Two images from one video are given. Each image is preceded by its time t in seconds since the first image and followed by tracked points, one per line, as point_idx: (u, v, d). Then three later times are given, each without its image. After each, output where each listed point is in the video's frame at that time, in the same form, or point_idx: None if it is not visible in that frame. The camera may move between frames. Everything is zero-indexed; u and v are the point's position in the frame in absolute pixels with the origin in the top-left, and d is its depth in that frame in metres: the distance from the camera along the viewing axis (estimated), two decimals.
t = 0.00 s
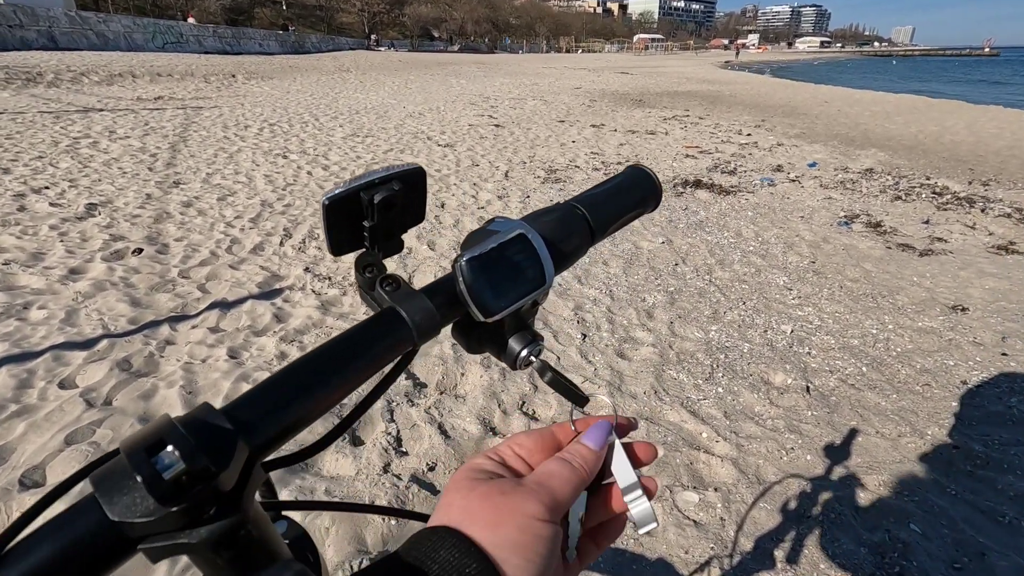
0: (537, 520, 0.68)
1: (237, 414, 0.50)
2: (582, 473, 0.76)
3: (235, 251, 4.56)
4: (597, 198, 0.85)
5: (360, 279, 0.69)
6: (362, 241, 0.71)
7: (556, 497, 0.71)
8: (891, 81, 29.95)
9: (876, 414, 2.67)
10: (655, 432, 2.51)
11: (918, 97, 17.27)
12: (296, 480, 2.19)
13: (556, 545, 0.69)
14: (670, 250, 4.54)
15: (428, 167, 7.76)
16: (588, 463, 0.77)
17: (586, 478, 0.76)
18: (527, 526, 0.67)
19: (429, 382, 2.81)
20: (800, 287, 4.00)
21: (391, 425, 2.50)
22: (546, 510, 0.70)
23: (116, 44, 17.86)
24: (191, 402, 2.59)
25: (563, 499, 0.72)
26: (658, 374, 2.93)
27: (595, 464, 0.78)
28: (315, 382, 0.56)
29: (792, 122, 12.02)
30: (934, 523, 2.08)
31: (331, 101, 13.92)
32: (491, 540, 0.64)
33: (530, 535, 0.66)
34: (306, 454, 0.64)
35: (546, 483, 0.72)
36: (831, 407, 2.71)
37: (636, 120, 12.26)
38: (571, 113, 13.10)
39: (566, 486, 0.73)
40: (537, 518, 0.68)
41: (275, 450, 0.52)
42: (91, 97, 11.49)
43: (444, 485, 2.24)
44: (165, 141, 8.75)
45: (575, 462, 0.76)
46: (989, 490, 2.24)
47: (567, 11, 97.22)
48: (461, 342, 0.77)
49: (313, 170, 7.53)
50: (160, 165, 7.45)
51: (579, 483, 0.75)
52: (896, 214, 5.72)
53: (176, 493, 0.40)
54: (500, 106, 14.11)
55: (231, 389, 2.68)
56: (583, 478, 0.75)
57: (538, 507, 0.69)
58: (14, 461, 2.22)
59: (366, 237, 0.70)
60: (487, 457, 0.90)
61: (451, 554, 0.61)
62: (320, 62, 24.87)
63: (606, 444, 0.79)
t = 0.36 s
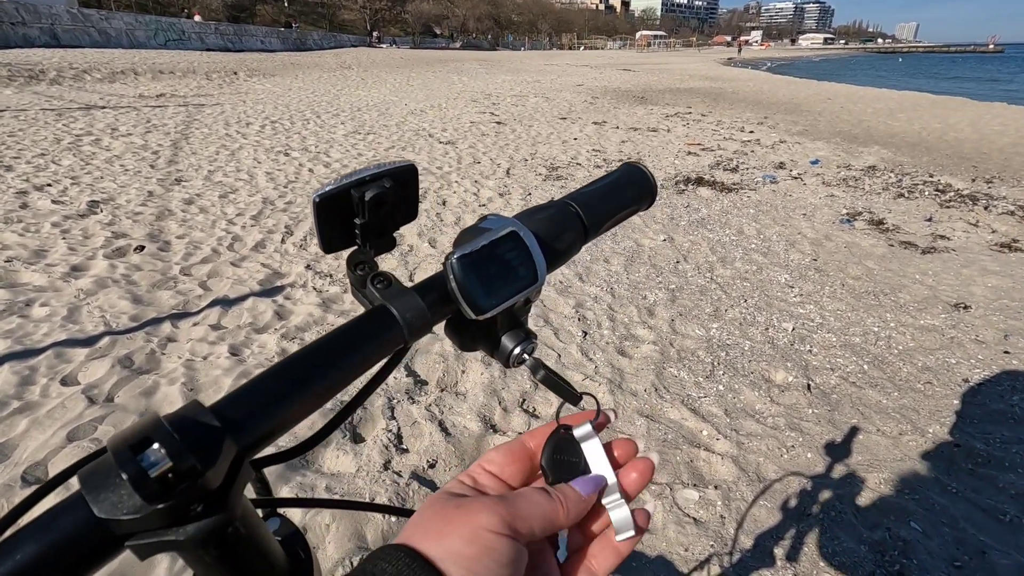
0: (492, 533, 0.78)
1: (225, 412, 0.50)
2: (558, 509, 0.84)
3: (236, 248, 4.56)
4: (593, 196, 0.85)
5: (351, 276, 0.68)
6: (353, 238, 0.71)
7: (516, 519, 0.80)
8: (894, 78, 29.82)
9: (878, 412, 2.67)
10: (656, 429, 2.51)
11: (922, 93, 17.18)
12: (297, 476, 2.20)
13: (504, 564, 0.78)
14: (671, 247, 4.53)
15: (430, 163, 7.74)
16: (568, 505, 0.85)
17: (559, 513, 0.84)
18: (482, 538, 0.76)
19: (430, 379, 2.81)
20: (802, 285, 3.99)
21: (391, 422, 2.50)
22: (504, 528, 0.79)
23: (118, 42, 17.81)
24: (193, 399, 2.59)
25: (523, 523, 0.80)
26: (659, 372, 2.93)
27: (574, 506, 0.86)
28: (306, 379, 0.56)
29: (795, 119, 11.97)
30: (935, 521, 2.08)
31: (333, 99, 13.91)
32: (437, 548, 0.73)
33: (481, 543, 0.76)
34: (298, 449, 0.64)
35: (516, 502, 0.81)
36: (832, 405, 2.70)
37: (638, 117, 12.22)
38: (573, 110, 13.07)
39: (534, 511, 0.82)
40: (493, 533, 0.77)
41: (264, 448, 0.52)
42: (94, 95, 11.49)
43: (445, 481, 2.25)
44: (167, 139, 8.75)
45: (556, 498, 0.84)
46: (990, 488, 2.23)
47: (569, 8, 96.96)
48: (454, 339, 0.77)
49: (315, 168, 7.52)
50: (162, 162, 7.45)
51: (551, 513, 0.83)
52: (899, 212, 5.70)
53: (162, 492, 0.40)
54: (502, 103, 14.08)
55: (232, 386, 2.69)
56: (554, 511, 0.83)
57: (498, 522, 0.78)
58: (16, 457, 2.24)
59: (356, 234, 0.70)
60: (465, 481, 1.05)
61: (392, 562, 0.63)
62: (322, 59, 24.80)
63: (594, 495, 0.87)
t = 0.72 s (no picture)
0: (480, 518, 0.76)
1: (225, 413, 0.50)
2: (542, 482, 0.84)
3: (238, 246, 4.56)
4: (595, 194, 0.84)
5: (351, 276, 0.68)
6: (353, 237, 0.71)
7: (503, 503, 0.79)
8: (897, 75, 29.70)
9: (880, 411, 2.66)
10: (656, 428, 2.50)
11: (925, 90, 17.11)
12: (299, 473, 2.20)
13: (496, 548, 0.76)
14: (673, 245, 4.52)
15: (431, 161, 7.72)
16: (552, 472, 0.85)
17: (544, 484, 0.84)
18: (469, 521, 0.74)
19: (431, 377, 2.81)
20: (804, 283, 3.98)
21: (393, 420, 2.51)
22: (491, 512, 0.78)
23: (120, 39, 17.81)
24: (194, 397, 2.60)
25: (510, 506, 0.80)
26: (660, 370, 2.92)
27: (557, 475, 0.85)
28: (306, 380, 0.56)
29: (797, 116, 11.94)
30: (937, 520, 2.07)
31: (334, 96, 13.89)
32: (427, 536, 0.70)
33: (469, 528, 0.74)
34: (296, 452, 0.64)
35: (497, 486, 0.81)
36: (834, 403, 2.70)
37: (640, 115, 12.19)
38: (575, 108, 13.04)
39: (519, 493, 0.81)
40: (481, 517, 0.76)
41: (264, 449, 0.52)
42: (96, 92, 11.49)
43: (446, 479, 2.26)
44: (169, 136, 8.74)
45: (540, 472, 0.84)
46: (993, 487, 2.23)
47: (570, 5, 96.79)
48: (454, 339, 0.76)
49: (316, 165, 7.52)
50: (164, 160, 7.44)
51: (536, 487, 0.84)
52: (901, 210, 5.68)
53: (161, 494, 0.40)
54: (503, 100, 14.04)
55: (234, 384, 2.69)
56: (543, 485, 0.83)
57: (483, 507, 0.77)
58: (18, 455, 2.24)
59: (356, 233, 0.70)
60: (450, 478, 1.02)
61: (391, 564, 0.61)
62: (324, 56, 24.76)
63: (574, 449, 0.85)
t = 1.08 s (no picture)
0: (490, 535, 0.75)
1: (220, 415, 0.50)
2: (557, 503, 0.80)
3: (238, 243, 4.56)
4: (598, 191, 0.83)
5: (349, 274, 0.67)
6: (351, 234, 0.70)
7: (514, 520, 0.77)
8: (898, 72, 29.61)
9: (882, 409, 2.65)
10: (657, 426, 2.50)
11: (927, 89, 17.06)
12: (300, 471, 2.20)
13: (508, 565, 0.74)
14: (674, 243, 4.51)
15: (432, 158, 7.71)
16: (565, 494, 0.82)
17: (557, 506, 0.81)
18: (477, 539, 0.73)
19: (432, 375, 2.81)
20: (805, 281, 3.97)
21: (394, 418, 2.50)
22: (502, 530, 0.76)
23: (120, 37, 17.79)
24: (195, 395, 2.60)
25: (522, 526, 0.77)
26: (662, 368, 2.91)
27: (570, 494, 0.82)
28: (305, 380, 0.55)
29: (799, 114, 11.90)
30: (939, 519, 2.07)
31: (335, 94, 13.87)
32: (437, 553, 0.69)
33: (479, 545, 0.73)
34: (296, 453, 0.63)
35: (510, 504, 0.78)
36: (836, 403, 2.69)
37: (641, 113, 12.16)
38: (575, 105, 13.00)
39: (532, 512, 0.79)
40: (490, 535, 0.75)
41: (262, 450, 0.52)
42: (95, 89, 11.47)
43: (447, 477, 2.26)
44: (169, 134, 8.72)
45: (553, 492, 0.81)
46: (995, 486, 2.22)
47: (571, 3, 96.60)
48: (455, 339, 0.76)
49: (317, 163, 7.50)
50: (164, 158, 7.43)
51: (549, 506, 0.80)
52: (903, 208, 5.66)
53: (149, 501, 0.40)
54: (504, 98, 14.01)
55: (234, 382, 2.69)
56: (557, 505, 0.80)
57: (494, 525, 0.76)
58: (18, 453, 2.24)
59: (355, 230, 0.69)
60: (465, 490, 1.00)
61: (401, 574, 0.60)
62: (324, 54, 24.71)
63: (588, 473, 0.83)
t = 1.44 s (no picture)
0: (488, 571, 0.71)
1: (222, 416, 0.50)
2: (553, 536, 0.79)
3: (239, 242, 4.55)
4: (602, 191, 0.83)
5: (352, 274, 0.67)
6: (355, 233, 0.70)
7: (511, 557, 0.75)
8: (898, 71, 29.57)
9: (882, 408, 2.65)
10: (658, 425, 2.49)
11: (928, 87, 17.04)
12: (301, 470, 2.20)
13: None
14: (675, 241, 4.50)
15: (432, 156, 7.70)
16: (561, 527, 0.80)
17: (554, 541, 0.79)
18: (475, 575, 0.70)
19: (432, 374, 2.81)
20: (806, 279, 3.96)
21: (394, 417, 2.50)
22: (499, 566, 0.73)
23: (120, 34, 17.76)
24: (195, 393, 2.60)
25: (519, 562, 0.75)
26: (663, 367, 2.91)
27: (567, 525, 0.80)
28: (307, 381, 0.55)
29: (800, 112, 11.89)
30: (940, 518, 2.07)
31: (335, 92, 13.85)
32: None
33: None
34: (299, 454, 0.63)
35: (506, 545, 0.76)
36: (837, 401, 2.69)
37: (642, 111, 12.14)
38: (576, 103, 12.98)
39: (528, 547, 0.77)
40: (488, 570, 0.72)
41: (264, 452, 0.51)
42: (95, 87, 11.45)
43: (447, 476, 2.26)
44: (169, 132, 8.71)
45: (549, 527, 0.79)
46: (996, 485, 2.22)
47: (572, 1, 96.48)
48: (458, 339, 0.75)
49: (317, 161, 7.49)
50: (164, 156, 7.42)
51: (546, 541, 0.78)
52: (904, 206, 5.65)
53: (154, 501, 0.39)
54: (505, 96, 14.00)
55: (235, 380, 2.68)
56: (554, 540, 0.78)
57: (491, 562, 0.73)
58: (19, 451, 2.24)
59: (358, 230, 0.69)
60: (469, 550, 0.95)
61: None
62: (325, 52, 24.68)
63: (582, 502, 0.80)
